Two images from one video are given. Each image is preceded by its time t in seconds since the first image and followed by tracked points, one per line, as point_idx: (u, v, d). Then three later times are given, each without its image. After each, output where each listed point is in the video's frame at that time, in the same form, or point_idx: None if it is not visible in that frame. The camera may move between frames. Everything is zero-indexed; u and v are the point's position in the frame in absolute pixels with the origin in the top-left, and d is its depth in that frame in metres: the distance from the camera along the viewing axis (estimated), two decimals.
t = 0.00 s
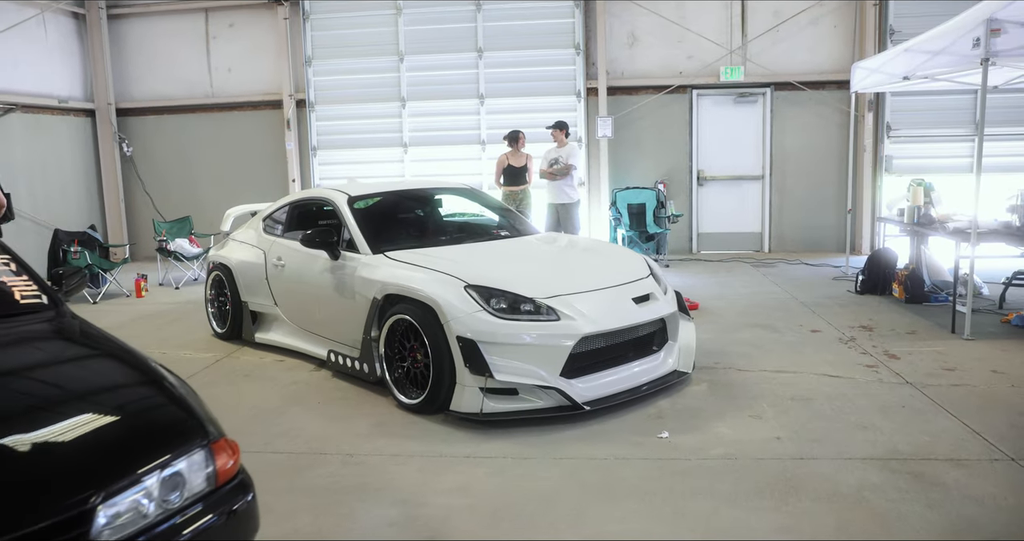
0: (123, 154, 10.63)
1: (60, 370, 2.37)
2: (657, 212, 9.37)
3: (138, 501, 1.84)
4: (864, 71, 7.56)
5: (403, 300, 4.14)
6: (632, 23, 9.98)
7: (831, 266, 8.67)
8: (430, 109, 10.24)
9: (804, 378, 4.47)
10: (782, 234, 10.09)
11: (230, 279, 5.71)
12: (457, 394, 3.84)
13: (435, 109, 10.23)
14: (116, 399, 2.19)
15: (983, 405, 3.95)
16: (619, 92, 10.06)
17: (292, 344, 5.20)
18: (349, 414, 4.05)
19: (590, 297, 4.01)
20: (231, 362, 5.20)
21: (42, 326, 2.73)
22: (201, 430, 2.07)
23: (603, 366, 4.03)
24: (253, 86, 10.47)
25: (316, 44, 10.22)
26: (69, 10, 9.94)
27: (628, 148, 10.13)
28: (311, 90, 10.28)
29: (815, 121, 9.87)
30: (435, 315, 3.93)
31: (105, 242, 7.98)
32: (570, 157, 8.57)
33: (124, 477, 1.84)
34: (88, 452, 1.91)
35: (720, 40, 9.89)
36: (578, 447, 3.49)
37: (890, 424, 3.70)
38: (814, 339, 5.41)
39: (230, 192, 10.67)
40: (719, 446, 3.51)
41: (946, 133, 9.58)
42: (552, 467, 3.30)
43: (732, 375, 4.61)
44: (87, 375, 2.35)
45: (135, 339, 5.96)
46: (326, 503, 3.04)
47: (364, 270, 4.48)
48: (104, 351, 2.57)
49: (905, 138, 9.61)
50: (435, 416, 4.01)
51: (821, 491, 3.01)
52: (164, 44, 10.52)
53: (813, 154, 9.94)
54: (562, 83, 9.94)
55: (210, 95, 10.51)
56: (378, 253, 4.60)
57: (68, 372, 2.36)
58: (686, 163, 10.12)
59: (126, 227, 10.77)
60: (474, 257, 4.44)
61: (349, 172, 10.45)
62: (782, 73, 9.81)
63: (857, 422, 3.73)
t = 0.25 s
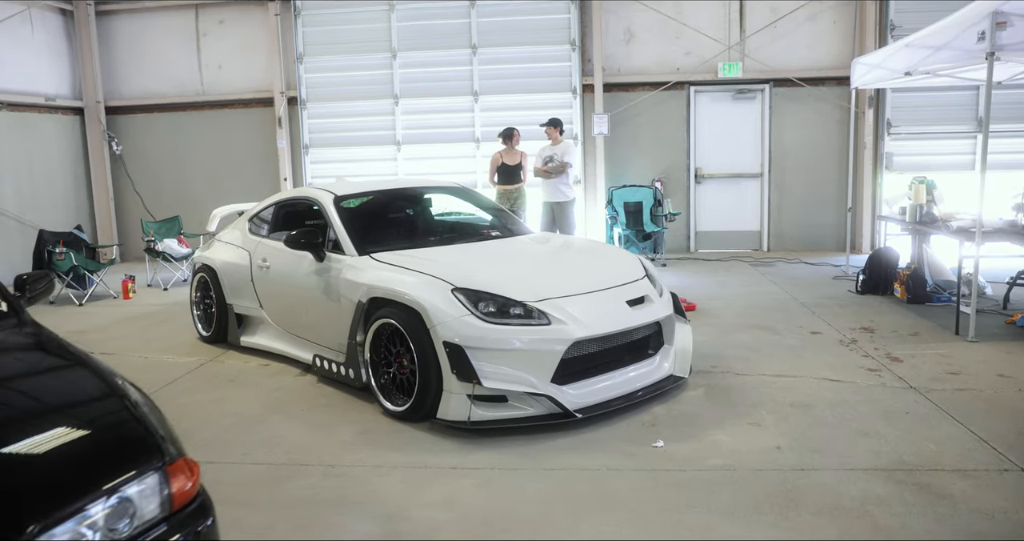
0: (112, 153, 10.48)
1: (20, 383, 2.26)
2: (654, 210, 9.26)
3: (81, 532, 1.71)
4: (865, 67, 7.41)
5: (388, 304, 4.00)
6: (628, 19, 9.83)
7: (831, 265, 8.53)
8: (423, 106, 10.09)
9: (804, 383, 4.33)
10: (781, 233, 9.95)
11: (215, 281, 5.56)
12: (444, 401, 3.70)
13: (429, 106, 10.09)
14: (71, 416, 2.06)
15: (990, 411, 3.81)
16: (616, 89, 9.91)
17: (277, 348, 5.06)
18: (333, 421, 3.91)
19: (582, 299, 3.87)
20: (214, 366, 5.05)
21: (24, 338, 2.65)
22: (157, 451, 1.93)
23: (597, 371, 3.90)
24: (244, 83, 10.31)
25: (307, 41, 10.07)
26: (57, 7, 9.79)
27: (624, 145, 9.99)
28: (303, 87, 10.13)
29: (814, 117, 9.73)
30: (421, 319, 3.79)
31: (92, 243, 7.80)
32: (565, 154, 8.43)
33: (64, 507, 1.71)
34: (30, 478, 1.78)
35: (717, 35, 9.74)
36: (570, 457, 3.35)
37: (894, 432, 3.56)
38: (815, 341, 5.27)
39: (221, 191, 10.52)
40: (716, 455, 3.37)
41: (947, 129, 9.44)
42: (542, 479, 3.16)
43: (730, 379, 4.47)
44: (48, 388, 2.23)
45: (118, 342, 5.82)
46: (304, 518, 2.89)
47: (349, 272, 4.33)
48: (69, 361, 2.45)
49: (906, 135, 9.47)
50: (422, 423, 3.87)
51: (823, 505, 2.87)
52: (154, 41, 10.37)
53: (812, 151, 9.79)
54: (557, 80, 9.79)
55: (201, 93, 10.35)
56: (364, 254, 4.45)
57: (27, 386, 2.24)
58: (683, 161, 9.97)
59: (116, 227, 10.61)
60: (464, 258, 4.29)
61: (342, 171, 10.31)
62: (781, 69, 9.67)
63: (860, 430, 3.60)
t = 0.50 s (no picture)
0: (106, 149, 10.37)
1: None
2: (654, 202, 9.13)
3: None
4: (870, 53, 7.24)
5: (377, 302, 3.88)
6: (627, 8, 9.67)
7: (835, 257, 8.38)
8: (420, 98, 9.96)
9: (808, 381, 4.19)
10: (784, 224, 9.79)
11: (204, 279, 5.45)
12: (434, 402, 3.58)
13: (425, 99, 9.95)
14: (27, 427, 1.95)
15: (1002, 410, 3.68)
16: (615, 79, 9.75)
17: (267, 347, 4.94)
18: (321, 423, 3.79)
19: (577, 296, 3.75)
20: (203, 365, 4.94)
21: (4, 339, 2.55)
22: (112, 466, 1.81)
23: (593, 370, 3.77)
24: (239, 77, 10.19)
25: (301, 34, 9.94)
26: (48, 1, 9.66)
27: (624, 136, 9.84)
28: (297, 81, 10.01)
29: (817, 106, 9.56)
30: (410, 318, 3.67)
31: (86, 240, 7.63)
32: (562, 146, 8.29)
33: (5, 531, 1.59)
34: None
35: (718, 24, 9.56)
36: (564, 461, 3.23)
37: (903, 432, 3.43)
38: (819, 336, 5.13)
39: (217, 187, 10.41)
40: (717, 458, 3.24)
41: (953, 117, 9.26)
42: (535, 484, 3.04)
43: (732, 377, 4.33)
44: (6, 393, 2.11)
45: (108, 341, 5.71)
46: (286, 527, 2.78)
47: (337, 269, 4.21)
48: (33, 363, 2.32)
49: (910, 123, 9.30)
50: (412, 425, 3.75)
51: (829, 511, 2.74)
52: (146, 35, 10.25)
53: (814, 140, 9.63)
54: (555, 71, 9.64)
55: (194, 87, 10.23)
56: (353, 250, 4.33)
57: None
58: (684, 152, 9.82)
59: (112, 224, 10.51)
60: (455, 254, 4.17)
61: (338, 165, 10.19)
62: (783, 57, 9.50)
63: (866, 430, 3.46)
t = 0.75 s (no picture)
0: (136, 146, 10.45)
1: None
2: (686, 195, 8.94)
3: None
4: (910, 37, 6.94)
5: (392, 300, 3.77)
6: None
7: (874, 251, 8.08)
8: (446, 92, 9.85)
9: (844, 382, 3.99)
10: (820, 217, 9.49)
11: (225, 276, 5.41)
12: (450, 403, 3.47)
13: (451, 92, 9.84)
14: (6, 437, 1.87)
15: None
16: (644, 69, 9.54)
17: (286, 345, 4.87)
18: (336, 424, 3.70)
19: (599, 293, 3.60)
20: (223, 363, 4.89)
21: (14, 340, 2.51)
22: (88, 479, 1.72)
23: (616, 371, 3.62)
24: (265, 73, 10.19)
25: (327, 29, 9.89)
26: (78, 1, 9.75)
27: (654, 128, 9.62)
28: (323, 76, 9.97)
29: (855, 94, 9.23)
30: (425, 316, 3.56)
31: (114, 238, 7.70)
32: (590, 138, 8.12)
33: None
34: None
35: (751, 10, 9.27)
36: (584, 467, 3.08)
37: (946, 438, 3.22)
38: (857, 334, 4.91)
39: (245, 183, 10.43)
40: (746, 464, 3.07)
41: (1000, 103, 8.87)
42: (552, 490, 2.91)
43: (763, 377, 4.14)
44: None
45: (132, 338, 5.70)
46: (293, 534, 2.68)
47: (353, 266, 4.12)
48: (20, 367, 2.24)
49: (954, 110, 8.92)
50: (429, 427, 3.64)
51: (864, 524, 2.57)
52: (175, 32, 10.29)
53: (852, 129, 9.31)
54: (583, 62, 9.46)
55: (222, 84, 10.26)
56: (370, 246, 4.23)
57: None
58: (716, 143, 9.57)
59: (143, 221, 10.60)
60: (474, 249, 4.05)
61: (365, 160, 10.14)
62: (818, 44, 9.19)
63: (906, 436, 3.26)
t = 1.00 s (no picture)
0: (173, 137, 10.56)
1: None
2: (723, 196, 8.70)
3: None
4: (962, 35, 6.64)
5: (409, 298, 3.68)
6: None
7: (918, 257, 7.78)
8: (480, 87, 9.74)
9: (881, 396, 3.78)
10: (863, 221, 9.18)
11: (249, 269, 5.38)
12: (464, 407, 3.36)
13: (486, 87, 9.73)
14: None
15: None
16: (683, 66, 9.32)
17: (307, 341, 4.82)
18: (348, 423, 3.62)
19: (623, 296, 3.46)
20: (243, 357, 4.85)
21: (20, 336, 2.48)
22: (60, 484, 1.65)
23: (638, 378, 3.47)
24: (301, 66, 10.19)
25: (363, 22, 9.86)
26: None
27: (692, 127, 9.39)
28: (358, 69, 9.93)
29: (903, 94, 8.90)
30: (441, 316, 3.45)
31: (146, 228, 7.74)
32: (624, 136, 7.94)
33: None
34: None
35: (795, 6, 8.99)
36: (599, 479, 2.95)
37: (989, 461, 3.01)
38: (896, 345, 4.67)
39: (279, 175, 10.47)
40: (771, 482, 2.90)
41: None
42: (565, 503, 2.78)
43: (794, 388, 3.96)
44: None
45: (157, 329, 5.71)
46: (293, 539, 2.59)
47: (372, 263, 4.03)
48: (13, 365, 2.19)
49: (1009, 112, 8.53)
50: (443, 430, 3.53)
51: None
52: (214, 24, 10.35)
53: (900, 131, 8.98)
54: (620, 58, 9.28)
55: (259, 76, 10.29)
56: (390, 242, 4.14)
57: None
58: (756, 143, 9.31)
59: (179, 211, 10.71)
60: (496, 248, 3.93)
61: (398, 154, 10.09)
62: (866, 42, 8.87)
63: (945, 457, 3.06)
